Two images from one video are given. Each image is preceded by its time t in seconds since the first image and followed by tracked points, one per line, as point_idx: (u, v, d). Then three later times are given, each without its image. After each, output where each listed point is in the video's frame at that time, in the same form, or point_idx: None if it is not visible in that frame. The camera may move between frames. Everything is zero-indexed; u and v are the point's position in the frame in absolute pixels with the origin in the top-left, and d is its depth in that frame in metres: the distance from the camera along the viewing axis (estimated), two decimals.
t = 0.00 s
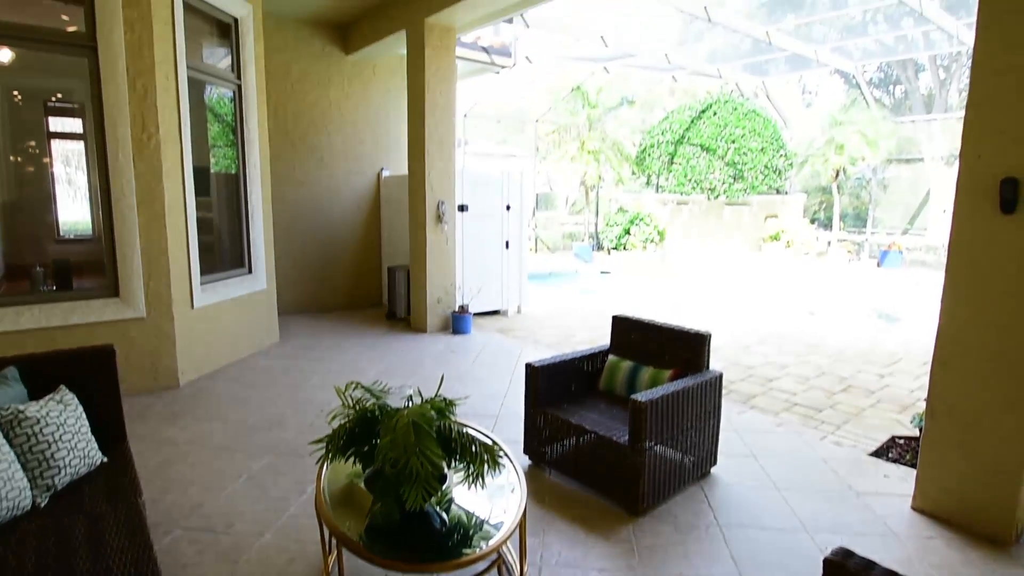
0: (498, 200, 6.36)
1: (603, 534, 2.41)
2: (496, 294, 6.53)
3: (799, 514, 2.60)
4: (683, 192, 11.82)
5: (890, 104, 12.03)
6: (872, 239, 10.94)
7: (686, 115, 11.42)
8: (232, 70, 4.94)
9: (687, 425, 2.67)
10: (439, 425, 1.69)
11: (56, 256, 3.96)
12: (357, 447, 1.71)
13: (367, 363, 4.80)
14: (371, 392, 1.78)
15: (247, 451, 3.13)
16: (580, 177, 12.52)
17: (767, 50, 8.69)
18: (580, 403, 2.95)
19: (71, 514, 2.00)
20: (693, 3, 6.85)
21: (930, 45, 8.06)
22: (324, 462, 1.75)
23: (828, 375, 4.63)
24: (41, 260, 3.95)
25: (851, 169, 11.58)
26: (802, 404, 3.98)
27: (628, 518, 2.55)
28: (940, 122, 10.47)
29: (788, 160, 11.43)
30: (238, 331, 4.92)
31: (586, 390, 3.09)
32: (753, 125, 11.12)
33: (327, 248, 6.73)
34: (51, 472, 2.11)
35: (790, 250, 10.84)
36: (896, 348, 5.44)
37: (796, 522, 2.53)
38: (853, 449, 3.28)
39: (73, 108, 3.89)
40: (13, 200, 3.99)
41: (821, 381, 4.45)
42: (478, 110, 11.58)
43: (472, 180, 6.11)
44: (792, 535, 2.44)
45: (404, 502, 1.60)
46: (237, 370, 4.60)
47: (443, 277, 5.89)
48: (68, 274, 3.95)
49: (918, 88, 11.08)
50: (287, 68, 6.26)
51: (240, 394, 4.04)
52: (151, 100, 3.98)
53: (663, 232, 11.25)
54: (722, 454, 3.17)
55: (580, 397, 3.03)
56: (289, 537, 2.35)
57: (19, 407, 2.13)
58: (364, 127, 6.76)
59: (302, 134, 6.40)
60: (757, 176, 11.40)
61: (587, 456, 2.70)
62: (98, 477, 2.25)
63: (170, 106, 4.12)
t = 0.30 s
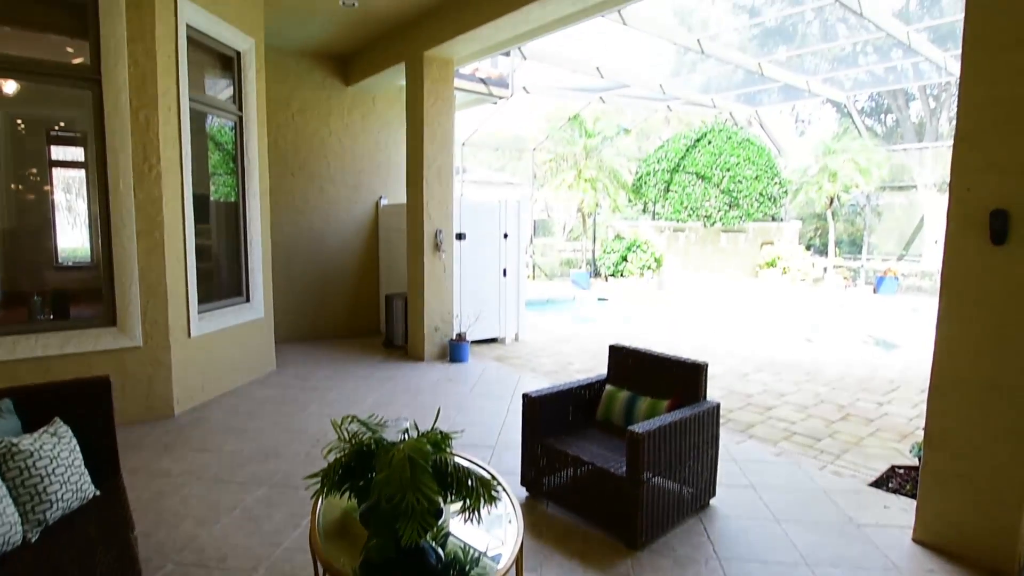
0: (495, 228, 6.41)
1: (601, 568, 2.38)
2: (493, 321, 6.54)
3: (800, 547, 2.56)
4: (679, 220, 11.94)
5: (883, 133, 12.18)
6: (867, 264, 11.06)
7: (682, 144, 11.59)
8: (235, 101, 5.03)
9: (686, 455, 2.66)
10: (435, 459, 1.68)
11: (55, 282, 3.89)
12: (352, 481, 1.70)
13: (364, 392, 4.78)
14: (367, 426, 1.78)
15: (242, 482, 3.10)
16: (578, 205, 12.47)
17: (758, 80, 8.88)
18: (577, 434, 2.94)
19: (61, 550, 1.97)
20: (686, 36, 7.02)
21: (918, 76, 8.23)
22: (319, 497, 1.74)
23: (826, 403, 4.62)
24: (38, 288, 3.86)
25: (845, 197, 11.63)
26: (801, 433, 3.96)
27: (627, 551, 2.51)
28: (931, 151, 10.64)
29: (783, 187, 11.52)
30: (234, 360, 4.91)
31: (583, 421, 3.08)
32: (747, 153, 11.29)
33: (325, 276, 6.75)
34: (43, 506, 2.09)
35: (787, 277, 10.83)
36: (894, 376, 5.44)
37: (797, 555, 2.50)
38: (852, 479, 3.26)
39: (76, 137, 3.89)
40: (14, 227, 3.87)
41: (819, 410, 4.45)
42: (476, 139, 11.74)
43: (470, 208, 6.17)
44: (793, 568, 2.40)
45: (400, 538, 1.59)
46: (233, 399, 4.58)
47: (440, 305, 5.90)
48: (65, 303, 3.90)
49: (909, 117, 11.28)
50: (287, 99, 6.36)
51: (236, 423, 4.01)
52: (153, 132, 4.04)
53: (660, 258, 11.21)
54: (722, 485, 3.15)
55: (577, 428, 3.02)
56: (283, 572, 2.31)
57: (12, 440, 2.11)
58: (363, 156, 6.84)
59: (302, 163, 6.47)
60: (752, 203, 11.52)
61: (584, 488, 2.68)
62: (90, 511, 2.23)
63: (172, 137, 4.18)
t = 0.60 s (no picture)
0: (493, 256, 6.45)
1: None
2: (491, 349, 6.54)
3: None
4: (676, 246, 11.99)
5: (876, 161, 12.24)
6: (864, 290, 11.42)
7: (678, 172, 11.72)
8: (235, 131, 5.10)
9: (684, 487, 2.64)
10: (431, 494, 1.67)
11: (52, 309, 3.89)
12: (348, 516, 1.69)
13: (361, 421, 4.75)
14: (363, 459, 1.76)
15: (236, 514, 3.07)
16: (575, 231, 12.25)
17: (752, 110, 9.02)
18: (575, 465, 2.92)
19: None
20: (680, 68, 7.16)
21: (910, 105, 8.37)
22: (314, 532, 1.72)
23: (825, 431, 4.61)
24: (36, 316, 3.86)
25: (841, 223, 11.60)
26: (800, 462, 3.94)
27: None
28: (924, 178, 10.78)
29: (778, 215, 11.65)
30: (231, 388, 4.89)
31: (581, 451, 3.07)
32: (743, 181, 11.44)
33: (324, 303, 6.77)
34: (34, 541, 2.06)
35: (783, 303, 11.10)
36: (894, 404, 5.41)
37: None
38: (852, 510, 3.23)
39: (77, 166, 3.92)
40: (13, 254, 3.84)
41: (818, 438, 4.43)
42: (475, 167, 11.88)
43: (467, 236, 6.21)
44: None
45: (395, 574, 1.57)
46: (228, 428, 4.55)
47: (438, 332, 5.90)
48: (63, 331, 3.90)
49: (902, 145, 11.44)
50: (288, 129, 6.44)
51: (231, 453, 3.98)
52: (155, 163, 4.08)
53: (657, 284, 11.35)
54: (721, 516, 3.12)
55: (575, 458, 3.01)
56: None
57: (5, 472, 2.09)
58: (361, 185, 6.90)
59: (302, 192, 6.53)
60: (749, 230, 11.62)
61: (582, 520, 2.65)
62: (82, 546, 2.20)
63: (173, 167, 4.22)
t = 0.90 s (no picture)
0: (491, 282, 6.47)
1: None
2: (489, 376, 6.51)
3: None
4: (675, 272, 11.87)
5: (871, 187, 12.31)
6: (862, 316, 11.58)
7: (675, 199, 11.80)
8: (236, 160, 5.15)
9: (684, 518, 2.61)
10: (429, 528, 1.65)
11: (49, 335, 3.85)
12: (343, 551, 1.67)
13: (358, 449, 4.71)
14: (360, 492, 1.75)
15: (230, 546, 3.02)
16: (573, 257, 12.40)
17: (747, 138, 9.14)
18: (575, 496, 2.89)
19: None
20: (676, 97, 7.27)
21: (903, 132, 8.48)
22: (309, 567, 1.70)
23: (826, 459, 4.57)
24: (32, 343, 3.82)
25: (837, 249, 11.64)
26: (801, 492, 3.91)
27: None
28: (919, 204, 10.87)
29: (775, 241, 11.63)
30: (227, 417, 4.86)
31: (580, 482, 3.05)
32: (739, 208, 11.41)
33: (322, 330, 6.76)
34: None
35: (782, 328, 11.31)
36: (895, 431, 5.38)
37: None
38: (855, 541, 3.19)
39: (79, 193, 3.93)
40: (12, 281, 3.80)
41: (819, 467, 4.40)
42: (474, 194, 12.00)
43: (465, 263, 6.23)
44: None
45: None
46: (224, 458, 4.51)
47: (436, 360, 5.88)
48: (60, 358, 3.87)
49: (896, 172, 11.57)
50: (288, 158, 6.51)
51: (227, 483, 3.94)
52: (156, 192, 4.12)
53: (656, 310, 11.49)
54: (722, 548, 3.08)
55: (574, 488, 2.98)
56: None
57: None
58: (360, 213, 6.95)
59: (302, 219, 6.58)
60: (746, 256, 11.54)
61: (581, 553, 2.61)
62: None
63: (174, 196, 4.26)
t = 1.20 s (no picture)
0: (489, 308, 6.49)
1: None
2: (487, 401, 6.48)
3: None
4: (672, 297, 11.93)
5: (866, 213, 12.14)
6: (861, 340, 11.55)
7: (672, 224, 11.90)
8: (236, 186, 5.19)
9: (684, 549, 2.57)
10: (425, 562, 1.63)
11: (45, 361, 3.83)
12: None
13: (355, 477, 4.67)
14: (357, 524, 1.73)
15: None
16: (572, 282, 12.55)
17: (743, 164, 9.25)
18: (574, 525, 2.86)
19: None
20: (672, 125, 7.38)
21: (897, 158, 8.59)
22: None
23: (827, 487, 4.53)
24: (29, 370, 3.80)
25: (835, 273, 11.76)
26: (804, 521, 3.87)
27: None
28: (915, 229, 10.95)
29: (772, 265, 11.72)
30: (223, 444, 4.82)
31: (580, 512, 3.01)
32: (736, 233, 11.51)
33: (320, 356, 6.75)
34: None
35: (781, 353, 11.25)
36: (896, 458, 5.33)
37: None
38: (858, 571, 3.15)
39: (79, 219, 3.95)
40: (10, 305, 3.79)
41: (821, 494, 4.36)
42: (472, 219, 12.07)
43: (463, 288, 6.25)
44: None
45: None
46: (219, 486, 4.46)
47: (434, 386, 5.86)
48: (56, 384, 3.85)
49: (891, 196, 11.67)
50: (289, 184, 6.57)
51: (222, 512, 3.89)
52: (157, 219, 4.16)
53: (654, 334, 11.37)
54: None
55: (573, 518, 2.94)
56: None
57: None
58: (359, 238, 6.99)
59: (301, 245, 6.61)
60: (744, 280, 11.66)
61: None
62: None
63: (175, 223, 4.29)
